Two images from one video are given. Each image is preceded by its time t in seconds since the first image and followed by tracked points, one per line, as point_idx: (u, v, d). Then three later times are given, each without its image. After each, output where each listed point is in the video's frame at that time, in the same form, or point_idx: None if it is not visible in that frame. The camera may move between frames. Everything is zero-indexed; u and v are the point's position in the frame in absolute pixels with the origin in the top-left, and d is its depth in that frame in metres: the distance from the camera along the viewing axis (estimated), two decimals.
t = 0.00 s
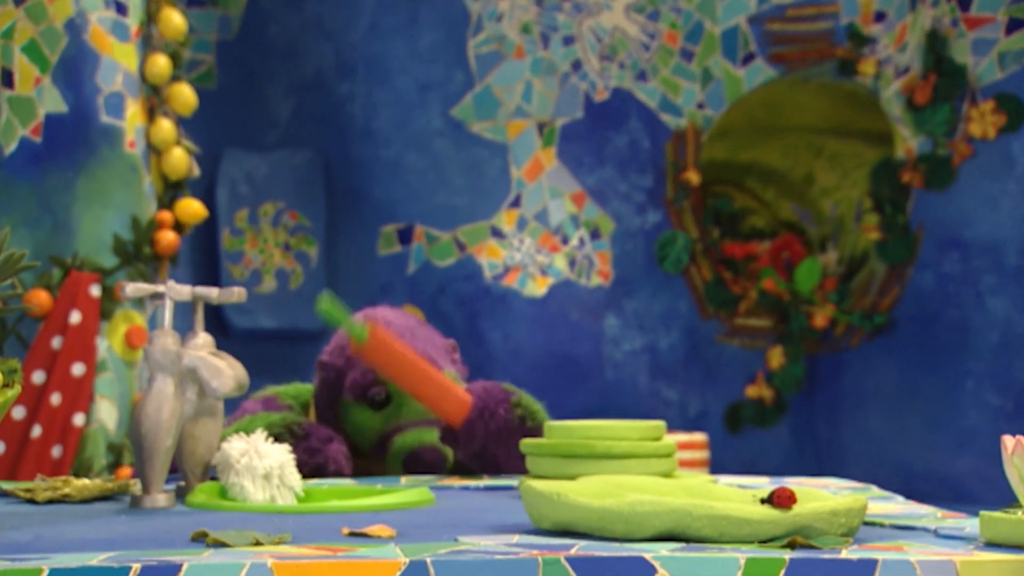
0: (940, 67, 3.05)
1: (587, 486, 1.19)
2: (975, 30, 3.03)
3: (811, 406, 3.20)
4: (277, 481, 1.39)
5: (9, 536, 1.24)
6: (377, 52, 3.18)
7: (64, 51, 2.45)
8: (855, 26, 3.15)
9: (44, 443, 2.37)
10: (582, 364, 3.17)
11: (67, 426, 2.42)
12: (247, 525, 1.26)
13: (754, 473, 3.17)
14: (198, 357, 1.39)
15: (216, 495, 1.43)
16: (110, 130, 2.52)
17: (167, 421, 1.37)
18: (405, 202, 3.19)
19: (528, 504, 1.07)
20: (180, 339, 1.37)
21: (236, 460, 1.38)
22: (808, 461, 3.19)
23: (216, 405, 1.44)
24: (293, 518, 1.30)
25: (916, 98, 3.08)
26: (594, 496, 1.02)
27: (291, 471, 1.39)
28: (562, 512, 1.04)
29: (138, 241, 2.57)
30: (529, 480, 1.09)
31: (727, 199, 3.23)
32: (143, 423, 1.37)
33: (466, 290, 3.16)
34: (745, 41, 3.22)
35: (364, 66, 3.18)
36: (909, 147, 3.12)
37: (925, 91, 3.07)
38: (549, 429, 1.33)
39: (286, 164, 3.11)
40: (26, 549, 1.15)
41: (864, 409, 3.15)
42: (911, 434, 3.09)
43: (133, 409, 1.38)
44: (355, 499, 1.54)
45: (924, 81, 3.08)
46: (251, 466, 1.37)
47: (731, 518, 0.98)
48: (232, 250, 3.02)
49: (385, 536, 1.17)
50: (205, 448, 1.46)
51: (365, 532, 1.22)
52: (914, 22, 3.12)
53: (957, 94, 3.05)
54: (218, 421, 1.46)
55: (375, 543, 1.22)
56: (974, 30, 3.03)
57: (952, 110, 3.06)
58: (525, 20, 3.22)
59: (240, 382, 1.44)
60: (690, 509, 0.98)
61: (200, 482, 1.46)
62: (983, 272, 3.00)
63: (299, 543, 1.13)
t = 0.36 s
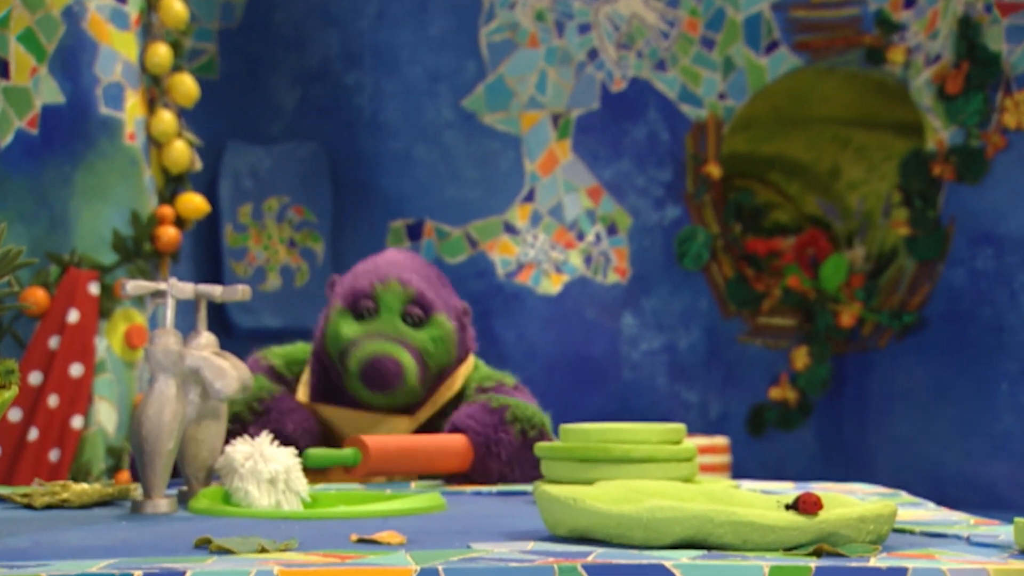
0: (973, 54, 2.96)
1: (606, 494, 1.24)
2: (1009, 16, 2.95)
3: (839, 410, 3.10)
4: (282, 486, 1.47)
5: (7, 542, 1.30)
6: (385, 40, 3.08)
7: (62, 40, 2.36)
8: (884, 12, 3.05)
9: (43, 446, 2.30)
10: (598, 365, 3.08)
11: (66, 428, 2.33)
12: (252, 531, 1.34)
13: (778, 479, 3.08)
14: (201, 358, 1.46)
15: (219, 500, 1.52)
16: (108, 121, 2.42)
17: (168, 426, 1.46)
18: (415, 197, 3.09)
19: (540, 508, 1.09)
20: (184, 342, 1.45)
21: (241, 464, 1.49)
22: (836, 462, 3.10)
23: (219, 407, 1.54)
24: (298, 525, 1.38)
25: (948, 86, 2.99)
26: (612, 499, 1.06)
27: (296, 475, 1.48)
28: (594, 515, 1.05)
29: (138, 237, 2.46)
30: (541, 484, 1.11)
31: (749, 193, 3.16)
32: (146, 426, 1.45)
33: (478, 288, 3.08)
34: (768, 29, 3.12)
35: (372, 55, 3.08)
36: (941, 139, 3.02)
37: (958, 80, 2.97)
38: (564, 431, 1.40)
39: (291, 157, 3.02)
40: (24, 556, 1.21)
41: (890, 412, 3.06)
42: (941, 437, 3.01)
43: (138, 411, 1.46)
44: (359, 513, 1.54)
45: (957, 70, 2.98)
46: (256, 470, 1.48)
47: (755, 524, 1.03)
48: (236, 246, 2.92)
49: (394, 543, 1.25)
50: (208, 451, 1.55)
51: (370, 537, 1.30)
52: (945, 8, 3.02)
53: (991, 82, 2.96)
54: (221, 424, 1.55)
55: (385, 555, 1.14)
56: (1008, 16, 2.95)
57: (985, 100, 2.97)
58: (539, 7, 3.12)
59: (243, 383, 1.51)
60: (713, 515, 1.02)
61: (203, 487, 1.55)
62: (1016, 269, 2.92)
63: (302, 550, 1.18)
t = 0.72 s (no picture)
0: (1003, 42, 2.90)
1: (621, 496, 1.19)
2: None
3: (863, 410, 3.04)
4: (289, 488, 1.43)
5: (6, 546, 1.26)
6: (394, 29, 3.01)
7: (60, 28, 2.29)
8: None
9: (42, 446, 2.24)
10: (613, 364, 3.00)
11: (66, 429, 2.26)
12: (256, 535, 1.29)
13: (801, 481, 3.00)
14: (204, 356, 1.43)
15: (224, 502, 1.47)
16: (109, 113, 2.35)
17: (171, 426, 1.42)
18: (425, 191, 3.01)
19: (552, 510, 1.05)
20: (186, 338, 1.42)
21: (246, 466, 1.44)
22: (858, 467, 3.03)
23: (224, 406, 1.50)
24: (304, 528, 1.34)
25: (977, 75, 2.93)
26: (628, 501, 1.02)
27: (303, 478, 1.44)
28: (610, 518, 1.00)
29: (140, 232, 2.40)
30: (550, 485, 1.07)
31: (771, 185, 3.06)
32: (148, 427, 1.41)
33: (489, 285, 3.00)
34: (790, 16, 3.04)
35: (381, 44, 3.02)
36: (969, 130, 2.97)
37: (988, 69, 2.91)
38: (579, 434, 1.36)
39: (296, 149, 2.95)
40: (21, 560, 1.16)
41: (918, 413, 2.99)
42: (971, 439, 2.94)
43: (139, 411, 1.42)
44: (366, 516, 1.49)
45: (987, 58, 2.92)
46: (263, 472, 1.42)
47: (776, 528, 0.99)
48: (240, 241, 2.86)
49: (405, 548, 1.20)
50: (213, 452, 1.51)
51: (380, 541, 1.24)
52: None
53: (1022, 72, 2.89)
54: (226, 424, 1.51)
55: (397, 558, 1.07)
56: None
57: (1016, 89, 2.91)
58: None
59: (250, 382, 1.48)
60: (735, 518, 0.98)
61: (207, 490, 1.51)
62: None
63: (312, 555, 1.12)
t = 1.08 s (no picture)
0: None
1: (640, 499, 1.15)
2: None
3: (887, 409, 2.96)
4: (298, 490, 1.38)
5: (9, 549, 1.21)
6: (405, 19, 2.96)
7: (63, 19, 2.24)
8: None
9: (44, 447, 2.19)
10: (630, 363, 2.94)
11: (69, 429, 2.21)
12: (263, 539, 1.25)
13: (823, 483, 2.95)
14: (211, 354, 1.39)
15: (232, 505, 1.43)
16: (114, 105, 2.29)
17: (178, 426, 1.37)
18: (436, 185, 2.95)
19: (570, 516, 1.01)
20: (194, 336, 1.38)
21: (253, 468, 1.40)
22: (884, 467, 2.96)
23: (232, 406, 1.46)
24: (314, 530, 1.30)
25: (1005, 66, 2.86)
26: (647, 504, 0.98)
27: (313, 479, 1.39)
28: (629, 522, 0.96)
29: (145, 228, 2.33)
30: (567, 490, 1.03)
31: (792, 179, 2.97)
32: (155, 427, 1.37)
33: (503, 281, 2.96)
34: (813, 6, 2.98)
35: (391, 35, 2.96)
36: (997, 122, 2.89)
37: (1016, 60, 2.84)
38: (600, 433, 1.30)
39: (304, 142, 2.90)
40: (23, 562, 1.13)
41: (943, 412, 2.90)
42: (998, 441, 2.85)
43: (145, 411, 1.38)
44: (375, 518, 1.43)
45: (1017, 48, 2.85)
46: (271, 473, 1.38)
47: (799, 530, 0.94)
48: (247, 237, 2.84)
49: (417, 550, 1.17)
50: (220, 453, 1.47)
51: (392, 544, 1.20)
52: None
53: None
54: (234, 424, 1.47)
55: (409, 562, 1.01)
56: None
57: None
58: None
59: (259, 381, 1.44)
60: (755, 522, 0.94)
61: (215, 491, 1.46)
62: None
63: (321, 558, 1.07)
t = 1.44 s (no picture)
0: None
1: (664, 499, 1.10)
2: None
3: (917, 409, 2.85)
4: (307, 491, 1.35)
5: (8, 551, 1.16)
6: (417, 4, 2.89)
7: (65, 5, 2.17)
8: None
9: (44, 447, 2.12)
10: (649, 360, 2.86)
11: (70, 429, 2.14)
12: (271, 542, 1.21)
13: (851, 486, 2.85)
14: (217, 352, 1.35)
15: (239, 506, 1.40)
16: (117, 94, 2.22)
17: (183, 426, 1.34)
18: (447, 176, 2.88)
19: (589, 518, 1.03)
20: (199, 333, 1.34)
21: (261, 467, 1.36)
22: (914, 468, 2.84)
23: (238, 405, 1.42)
24: (322, 532, 1.26)
25: None
26: (665, 506, 0.99)
27: (321, 481, 1.35)
28: (648, 526, 0.97)
29: (148, 221, 2.26)
30: (585, 494, 1.05)
31: (818, 169, 2.89)
32: (159, 428, 1.33)
33: (518, 276, 2.88)
34: None
35: (402, 20, 2.89)
36: None
37: None
38: (618, 432, 1.24)
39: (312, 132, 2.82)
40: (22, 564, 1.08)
41: (973, 411, 2.81)
42: None
43: (149, 411, 1.34)
44: (387, 520, 1.35)
45: None
46: (279, 474, 1.35)
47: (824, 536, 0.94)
48: (253, 230, 2.75)
49: (429, 553, 1.11)
50: (226, 454, 1.43)
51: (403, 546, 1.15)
52: None
53: None
54: (240, 423, 1.43)
55: (423, 566, 0.94)
56: None
57: None
58: None
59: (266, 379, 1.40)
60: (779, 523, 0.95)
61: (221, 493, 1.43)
62: None
63: (333, 562, 0.99)
